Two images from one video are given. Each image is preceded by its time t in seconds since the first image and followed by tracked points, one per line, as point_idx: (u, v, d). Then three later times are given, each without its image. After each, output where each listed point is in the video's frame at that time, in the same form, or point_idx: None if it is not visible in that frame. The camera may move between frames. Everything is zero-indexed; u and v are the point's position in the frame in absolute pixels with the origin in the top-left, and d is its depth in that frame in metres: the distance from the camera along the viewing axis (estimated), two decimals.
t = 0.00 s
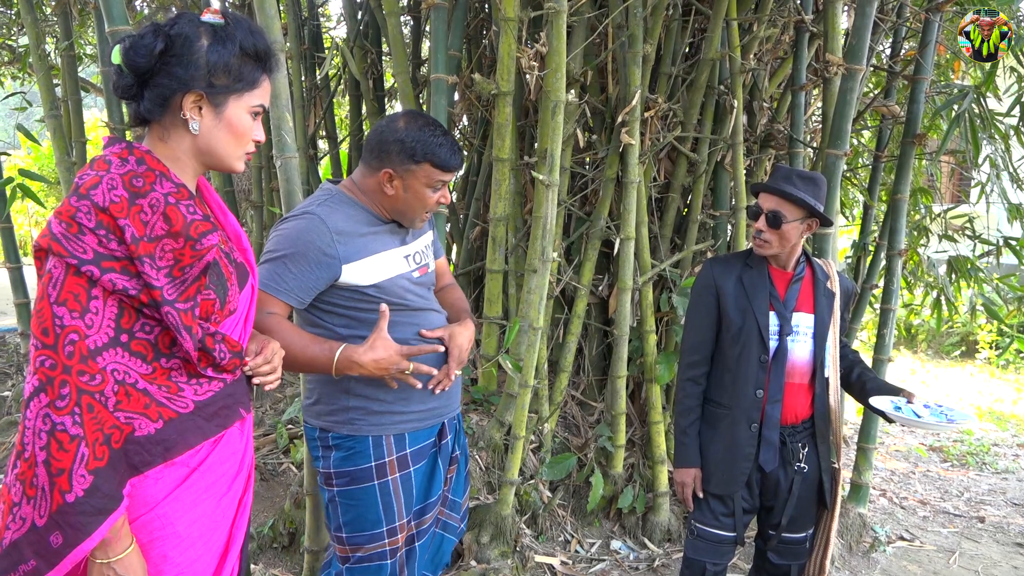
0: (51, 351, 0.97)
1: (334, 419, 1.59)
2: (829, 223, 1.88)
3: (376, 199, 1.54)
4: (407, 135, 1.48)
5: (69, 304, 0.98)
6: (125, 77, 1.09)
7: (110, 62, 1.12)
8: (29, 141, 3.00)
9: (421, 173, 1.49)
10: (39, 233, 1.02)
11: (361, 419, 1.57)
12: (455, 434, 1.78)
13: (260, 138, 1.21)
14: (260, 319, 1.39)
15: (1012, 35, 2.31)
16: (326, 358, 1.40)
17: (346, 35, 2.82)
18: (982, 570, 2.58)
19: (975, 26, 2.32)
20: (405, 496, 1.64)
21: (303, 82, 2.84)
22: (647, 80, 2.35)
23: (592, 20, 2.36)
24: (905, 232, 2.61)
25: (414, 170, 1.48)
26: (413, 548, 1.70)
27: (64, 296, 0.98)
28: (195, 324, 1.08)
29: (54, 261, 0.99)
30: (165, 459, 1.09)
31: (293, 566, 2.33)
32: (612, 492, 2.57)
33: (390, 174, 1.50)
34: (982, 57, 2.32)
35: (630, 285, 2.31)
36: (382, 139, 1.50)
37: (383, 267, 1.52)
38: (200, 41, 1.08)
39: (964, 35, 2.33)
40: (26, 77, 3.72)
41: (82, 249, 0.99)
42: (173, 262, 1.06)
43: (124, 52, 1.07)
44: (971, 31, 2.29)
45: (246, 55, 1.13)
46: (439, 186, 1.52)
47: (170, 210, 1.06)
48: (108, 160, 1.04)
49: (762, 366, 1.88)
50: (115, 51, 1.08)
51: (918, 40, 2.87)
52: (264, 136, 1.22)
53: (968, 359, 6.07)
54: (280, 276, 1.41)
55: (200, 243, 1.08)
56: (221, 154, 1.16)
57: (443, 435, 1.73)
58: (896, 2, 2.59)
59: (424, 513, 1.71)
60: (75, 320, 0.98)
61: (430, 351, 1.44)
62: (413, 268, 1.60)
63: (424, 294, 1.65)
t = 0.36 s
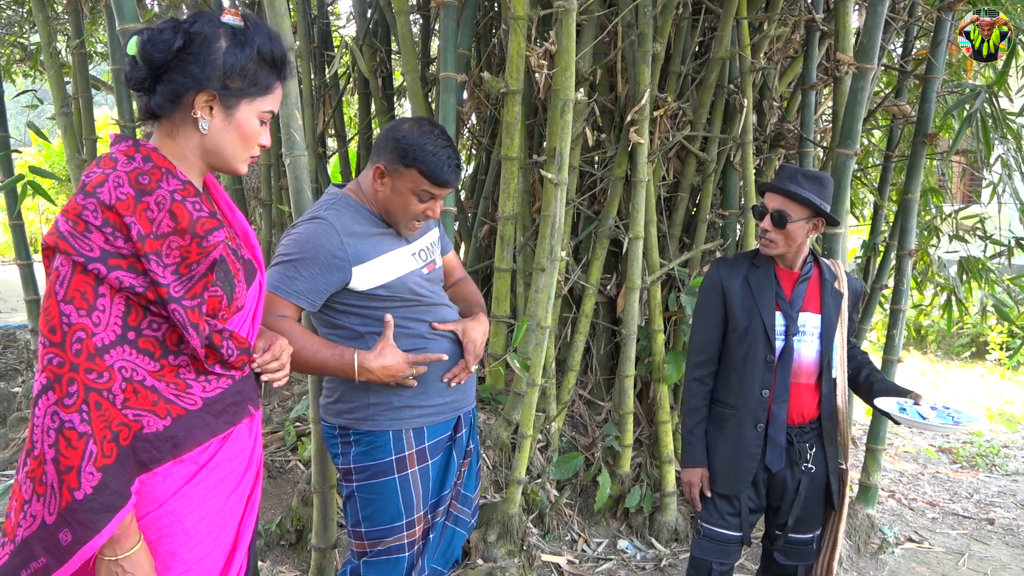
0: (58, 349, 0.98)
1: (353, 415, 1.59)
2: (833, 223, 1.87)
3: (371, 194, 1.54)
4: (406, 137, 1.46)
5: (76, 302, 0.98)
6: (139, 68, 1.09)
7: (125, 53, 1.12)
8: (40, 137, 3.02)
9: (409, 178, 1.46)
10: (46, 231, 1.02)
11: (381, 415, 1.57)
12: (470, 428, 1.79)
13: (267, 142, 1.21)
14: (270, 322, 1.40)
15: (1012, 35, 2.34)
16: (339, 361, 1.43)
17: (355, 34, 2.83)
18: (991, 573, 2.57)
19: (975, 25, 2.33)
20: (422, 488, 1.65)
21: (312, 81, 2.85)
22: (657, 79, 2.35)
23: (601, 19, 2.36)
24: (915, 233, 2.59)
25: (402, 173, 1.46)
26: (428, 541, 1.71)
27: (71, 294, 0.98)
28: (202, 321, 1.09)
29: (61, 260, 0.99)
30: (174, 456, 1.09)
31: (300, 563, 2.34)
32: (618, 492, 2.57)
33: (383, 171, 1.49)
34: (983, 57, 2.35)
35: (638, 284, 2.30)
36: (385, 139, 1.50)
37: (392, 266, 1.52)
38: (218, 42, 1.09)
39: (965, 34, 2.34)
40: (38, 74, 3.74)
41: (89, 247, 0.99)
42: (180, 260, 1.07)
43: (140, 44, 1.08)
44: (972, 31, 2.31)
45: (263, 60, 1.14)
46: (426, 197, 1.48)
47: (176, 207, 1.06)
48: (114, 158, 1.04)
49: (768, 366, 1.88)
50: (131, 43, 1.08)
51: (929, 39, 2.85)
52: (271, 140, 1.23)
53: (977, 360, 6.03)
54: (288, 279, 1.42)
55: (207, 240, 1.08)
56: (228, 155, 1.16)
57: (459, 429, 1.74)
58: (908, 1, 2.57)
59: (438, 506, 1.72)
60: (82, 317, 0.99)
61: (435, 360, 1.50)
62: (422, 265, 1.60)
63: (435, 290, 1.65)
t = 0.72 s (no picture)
0: (60, 350, 0.98)
1: (355, 413, 1.59)
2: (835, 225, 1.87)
3: (392, 192, 1.55)
4: (403, 119, 1.51)
5: (78, 303, 0.99)
6: (144, 68, 1.09)
7: (130, 52, 1.12)
8: (43, 136, 3.02)
9: (427, 150, 1.51)
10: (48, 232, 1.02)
11: (383, 413, 1.57)
12: (472, 429, 1.79)
13: (270, 143, 1.21)
14: (275, 315, 1.40)
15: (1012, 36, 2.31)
16: (345, 356, 1.43)
17: (357, 34, 2.83)
18: None
19: (976, 26, 2.32)
20: (421, 487, 1.65)
21: (314, 82, 2.85)
22: (659, 80, 2.34)
23: (604, 21, 2.36)
24: (917, 236, 2.59)
25: (419, 149, 1.51)
26: (426, 541, 1.71)
27: (72, 295, 0.99)
28: (203, 323, 1.09)
29: (62, 261, 0.99)
30: (175, 457, 1.09)
31: (300, 563, 2.34)
32: (618, 494, 2.57)
33: (399, 160, 1.51)
34: (983, 57, 2.31)
35: (640, 286, 2.31)
36: (379, 132, 1.52)
37: (399, 262, 1.52)
38: (223, 44, 1.09)
39: (964, 34, 2.32)
40: (40, 73, 3.74)
41: (91, 249, 0.99)
42: (182, 262, 1.07)
43: (145, 44, 1.08)
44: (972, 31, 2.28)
45: (268, 62, 1.14)
46: (446, 158, 1.55)
47: (179, 209, 1.06)
48: (117, 159, 1.05)
49: (768, 368, 1.88)
50: (135, 43, 1.09)
51: (932, 42, 2.85)
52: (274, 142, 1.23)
53: (979, 363, 6.02)
54: (295, 274, 1.42)
55: (209, 243, 1.08)
56: (231, 157, 1.16)
57: (460, 429, 1.74)
58: (910, 4, 2.57)
59: (437, 506, 1.72)
60: (84, 319, 0.99)
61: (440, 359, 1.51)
62: (428, 263, 1.60)
63: (441, 289, 1.66)
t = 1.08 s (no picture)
0: (64, 354, 0.98)
1: (357, 417, 1.59)
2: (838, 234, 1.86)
3: (401, 201, 1.55)
4: (427, 133, 1.50)
5: (83, 307, 0.99)
6: (151, 72, 1.10)
7: (137, 54, 1.12)
8: (46, 137, 3.03)
9: (444, 168, 1.51)
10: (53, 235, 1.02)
11: (384, 417, 1.57)
12: (474, 436, 1.79)
13: (276, 147, 1.22)
14: (277, 316, 1.39)
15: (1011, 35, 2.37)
16: (348, 359, 1.43)
17: (361, 38, 2.83)
18: None
19: (975, 26, 2.37)
20: (423, 493, 1.64)
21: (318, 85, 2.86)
22: (662, 87, 2.35)
23: (608, 27, 2.36)
24: (919, 244, 2.59)
25: (436, 166, 1.51)
26: (427, 548, 1.70)
27: (77, 299, 0.98)
28: (206, 327, 1.09)
29: (67, 265, 0.99)
30: (178, 461, 1.09)
31: (298, 567, 2.33)
32: (618, 500, 2.57)
33: (415, 173, 1.51)
34: (983, 56, 2.41)
35: (641, 292, 2.31)
36: (401, 141, 1.52)
37: (403, 269, 1.52)
38: (231, 48, 1.09)
39: (964, 34, 2.39)
40: (44, 75, 3.74)
41: (96, 252, 0.99)
42: (186, 266, 1.07)
43: (153, 48, 1.08)
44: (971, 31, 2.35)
45: (275, 67, 1.15)
46: (460, 178, 1.55)
47: (184, 214, 1.06)
48: (122, 163, 1.05)
49: (768, 376, 1.88)
50: (143, 45, 1.09)
51: (934, 51, 2.85)
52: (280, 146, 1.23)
53: (980, 372, 6.01)
54: (299, 276, 1.41)
55: (213, 247, 1.08)
56: (236, 161, 1.16)
57: (462, 436, 1.73)
58: (913, 12, 2.58)
59: (439, 512, 1.71)
60: (88, 323, 0.99)
61: (441, 369, 1.52)
62: (432, 270, 1.61)
63: (444, 297, 1.66)
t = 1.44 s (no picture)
0: (68, 353, 0.97)
1: (358, 418, 1.59)
2: (826, 235, 1.87)
3: (405, 201, 1.55)
4: (435, 134, 1.50)
5: (87, 307, 0.99)
6: (155, 73, 1.10)
7: (141, 56, 1.12)
8: (47, 137, 3.03)
9: (450, 169, 1.51)
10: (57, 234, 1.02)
11: (385, 419, 1.57)
12: (474, 439, 1.79)
13: (280, 148, 1.22)
14: (282, 316, 1.39)
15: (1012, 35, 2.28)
16: (353, 360, 1.44)
17: (362, 40, 2.84)
18: None
19: (975, 26, 2.29)
20: (422, 495, 1.64)
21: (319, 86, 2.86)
22: (663, 90, 2.35)
23: (609, 30, 2.36)
24: (919, 248, 2.59)
25: (443, 167, 1.51)
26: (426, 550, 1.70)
27: (81, 299, 0.98)
28: (209, 328, 1.09)
29: (71, 264, 0.99)
30: (180, 462, 1.09)
31: (297, 568, 2.33)
32: (617, 503, 2.57)
33: (421, 173, 1.51)
34: (982, 57, 2.30)
35: (642, 295, 2.31)
36: (409, 141, 1.51)
37: (407, 271, 1.53)
38: (235, 49, 1.09)
39: (964, 34, 2.30)
40: (44, 74, 3.74)
41: (101, 252, 0.99)
42: (190, 267, 1.07)
43: (157, 49, 1.08)
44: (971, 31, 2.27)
45: (278, 68, 1.15)
46: (466, 180, 1.55)
47: (188, 214, 1.06)
48: (127, 163, 1.05)
49: (757, 379, 1.88)
50: (147, 47, 1.09)
51: (935, 56, 2.86)
52: (283, 147, 1.23)
53: (979, 377, 6.01)
54: (303, 276, 1.41)
55: (217, 248, 1.08)
56: (240, 162, 1.16)
57: (462, 439, 1.73)
58: (915, 17, 2.58)
59: (438, 515, 1.71)
60: (92, 322, 0.99)
61: (445, 372, 1.54)
62: (435, 272, 1.61)
63: (446, 299, 1.67)
